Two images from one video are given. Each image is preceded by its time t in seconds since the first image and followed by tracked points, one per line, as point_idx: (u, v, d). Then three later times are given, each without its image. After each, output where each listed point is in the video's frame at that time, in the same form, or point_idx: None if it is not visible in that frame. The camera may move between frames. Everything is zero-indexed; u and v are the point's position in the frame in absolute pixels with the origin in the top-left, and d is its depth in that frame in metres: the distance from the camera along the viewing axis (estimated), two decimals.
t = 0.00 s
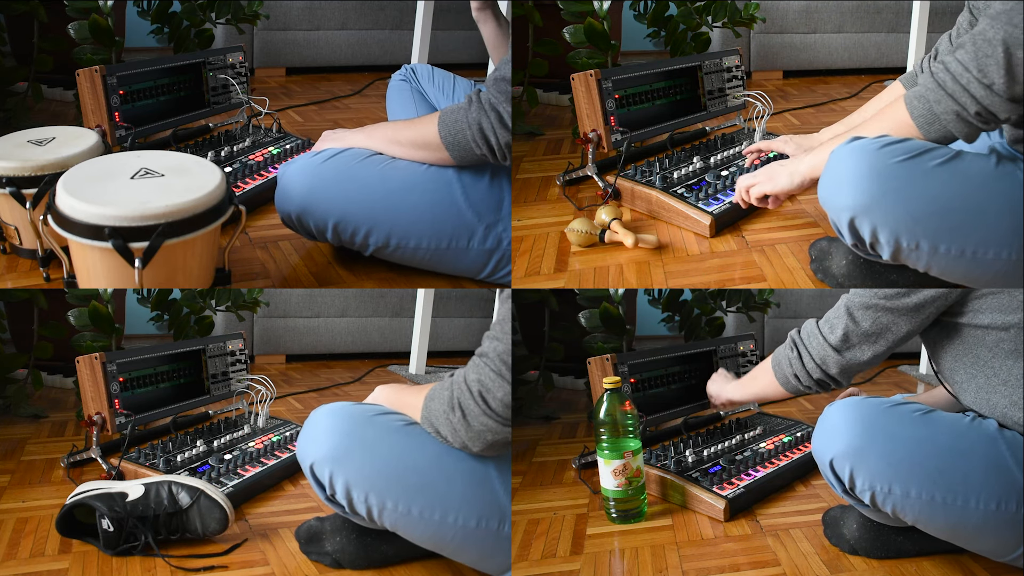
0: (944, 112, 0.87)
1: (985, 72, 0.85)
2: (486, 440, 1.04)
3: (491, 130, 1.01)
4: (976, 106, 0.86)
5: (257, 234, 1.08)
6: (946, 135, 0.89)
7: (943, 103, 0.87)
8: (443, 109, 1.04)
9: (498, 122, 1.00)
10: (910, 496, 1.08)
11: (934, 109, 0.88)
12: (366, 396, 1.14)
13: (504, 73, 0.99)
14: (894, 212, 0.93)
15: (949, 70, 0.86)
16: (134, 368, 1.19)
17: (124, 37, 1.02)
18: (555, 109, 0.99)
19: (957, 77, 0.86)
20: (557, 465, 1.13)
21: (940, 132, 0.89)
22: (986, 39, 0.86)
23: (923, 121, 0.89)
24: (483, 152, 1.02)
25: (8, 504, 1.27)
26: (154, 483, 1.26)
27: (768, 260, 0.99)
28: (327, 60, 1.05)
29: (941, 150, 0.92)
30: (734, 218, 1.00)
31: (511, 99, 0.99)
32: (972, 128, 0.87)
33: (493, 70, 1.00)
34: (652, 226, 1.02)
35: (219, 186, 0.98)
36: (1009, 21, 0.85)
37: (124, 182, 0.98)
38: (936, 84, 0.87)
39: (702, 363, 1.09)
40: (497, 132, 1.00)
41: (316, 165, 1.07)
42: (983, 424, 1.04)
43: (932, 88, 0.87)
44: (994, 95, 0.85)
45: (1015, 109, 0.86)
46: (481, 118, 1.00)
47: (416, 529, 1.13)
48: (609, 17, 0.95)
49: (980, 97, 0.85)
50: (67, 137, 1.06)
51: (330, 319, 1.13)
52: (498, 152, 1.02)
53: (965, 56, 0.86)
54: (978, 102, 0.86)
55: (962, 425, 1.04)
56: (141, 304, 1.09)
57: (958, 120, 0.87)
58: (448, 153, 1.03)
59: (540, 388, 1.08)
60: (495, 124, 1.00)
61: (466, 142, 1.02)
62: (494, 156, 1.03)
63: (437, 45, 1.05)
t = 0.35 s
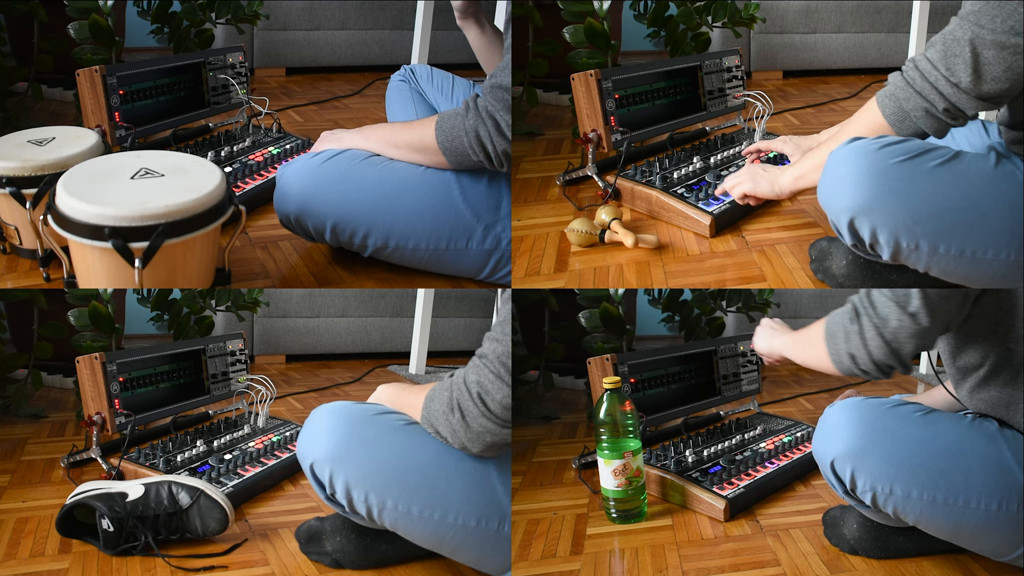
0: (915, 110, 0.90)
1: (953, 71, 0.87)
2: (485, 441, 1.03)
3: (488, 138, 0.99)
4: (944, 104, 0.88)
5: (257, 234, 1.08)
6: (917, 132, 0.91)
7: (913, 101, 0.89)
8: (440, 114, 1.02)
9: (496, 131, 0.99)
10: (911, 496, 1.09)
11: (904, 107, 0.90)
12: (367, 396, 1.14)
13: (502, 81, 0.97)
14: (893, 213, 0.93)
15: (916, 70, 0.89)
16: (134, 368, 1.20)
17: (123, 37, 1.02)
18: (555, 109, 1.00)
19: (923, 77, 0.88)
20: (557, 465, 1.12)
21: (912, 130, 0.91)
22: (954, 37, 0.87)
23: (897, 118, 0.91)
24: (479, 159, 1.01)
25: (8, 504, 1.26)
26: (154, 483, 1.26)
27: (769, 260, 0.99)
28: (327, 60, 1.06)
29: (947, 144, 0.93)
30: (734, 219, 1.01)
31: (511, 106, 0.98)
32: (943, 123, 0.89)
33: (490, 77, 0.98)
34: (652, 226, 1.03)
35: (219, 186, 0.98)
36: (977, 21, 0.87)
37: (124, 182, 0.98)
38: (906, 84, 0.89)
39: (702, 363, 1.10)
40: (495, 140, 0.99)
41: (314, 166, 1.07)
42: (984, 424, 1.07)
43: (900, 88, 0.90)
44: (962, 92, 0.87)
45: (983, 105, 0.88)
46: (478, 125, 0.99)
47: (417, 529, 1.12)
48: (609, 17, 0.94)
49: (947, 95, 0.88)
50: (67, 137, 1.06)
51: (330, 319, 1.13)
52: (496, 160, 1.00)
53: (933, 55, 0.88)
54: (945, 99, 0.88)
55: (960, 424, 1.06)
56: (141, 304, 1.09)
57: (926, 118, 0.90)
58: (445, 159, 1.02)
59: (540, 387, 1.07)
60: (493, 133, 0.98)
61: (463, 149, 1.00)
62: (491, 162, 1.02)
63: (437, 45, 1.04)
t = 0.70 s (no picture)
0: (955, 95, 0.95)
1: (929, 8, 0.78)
2: (488, 439, 1.05)
3: (490, 143, 1.02)
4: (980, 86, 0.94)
5: (257, 234, 1.09)
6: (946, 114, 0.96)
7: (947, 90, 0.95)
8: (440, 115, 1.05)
9: (498, 135, 1.02)
10: (914, 500, 1.09)
11: (868, 37, 0.81)
12: (367, 396, 1.14)
13: (503, 86, 1.00)
14: (885, 213, 0.97)
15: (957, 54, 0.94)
16: (134, 368, 1.20)
17: (123, 37, 1.02)
18: (555, 109, 0.99)
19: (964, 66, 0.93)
20: (557, 465, 1.12)
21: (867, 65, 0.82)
22: None
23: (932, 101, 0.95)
24: (480, 161, 1.04)
25: (8, 504, 1.26)
26: (154, 483, 1.26)
27: (768, 261, 1.00)
28: (327, 60, 1.06)
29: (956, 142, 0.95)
30: (735, 218, 0.99)
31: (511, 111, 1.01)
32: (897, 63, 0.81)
33: (492, 81, 1.01)
34: (652, 226, 1.02)
35: (219, 187, 0.98)
36: None
37: (124, 182, 0.98)
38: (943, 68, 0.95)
39: (703, 364, 1.08)
40: (497, 145, 1.02)
41: (316, 165, 1.08)
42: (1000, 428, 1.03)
43: (870, 16, 0.81)
44: (933, 33, 0.79)
45: (949, 54, 0.80)
46: (480, 129, 1.02)
47: (418, 529, 1.13)
48: (609, 17, 0.93)
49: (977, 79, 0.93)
50: (67, 137, 1.06)
51: (330, 319, 1.13)
52: (497, 163, 1.04)
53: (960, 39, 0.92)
54: (915, 38, 0.79)
55: (966, 433, 1.04)
56: (141, 304, 1.09)
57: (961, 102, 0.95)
58: (445, 160, 1.05)
59: (540, 387, 1.08)
60: (495, 138, 1.02)
61: (465, 151, 1.04)
62: (492, 166, 1.05)
63: (437, 45, 1.05)
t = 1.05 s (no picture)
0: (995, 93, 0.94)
1: None
2: (485, 440, 1.03)
3: (490, 144, 1.00)
4: None
5: (257, 234, 1.09)
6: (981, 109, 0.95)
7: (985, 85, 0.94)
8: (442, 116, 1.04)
9: (498, 136, 1.00)
10: (913, 501, 1.07)
11: (980, 77, 0.84)
12: (367, 396, 1.14)
13: (503, 87, 0.97)
14: (894, 210, 0.94)
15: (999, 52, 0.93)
16: (134, 368, 1.20)
17: (123, 37, 1.02)
18: (555, 108, 0.99)
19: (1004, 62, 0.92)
20: (557, 465, 1.12)
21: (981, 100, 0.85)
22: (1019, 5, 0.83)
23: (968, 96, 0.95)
24: (481, 162, 1.03)
25: (8, 504, 1.26)
26: (154, 483, 1.26)
27: (768, 261, 1.00)
28: (327, 60, 1.05)
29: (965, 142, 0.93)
30: (735, 219, 1.01)
31: (511, 112, 0.98)
32: (1012, 101, 0.84)
33: (491, 82, 0.98)
34: (652, 226, 1.03)
35: (219, 187, 0.98)
36: None
37: (124, 182, 0.98)
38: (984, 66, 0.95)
39: (702, 363, 1.10)
40: (497, 146, 1.00)
41: (316, 166, 1.08)
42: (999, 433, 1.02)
43: (981, 53, 0.83)
44: None
45: None
46: (480, 130, 1.00)
47: (416, 530, 1.12)
48: (609, 17, 0.94)
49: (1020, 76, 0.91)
50: (67, 137, 1.06)
51: (329, 319, 1.12)
52: (497, 164, 1.01)
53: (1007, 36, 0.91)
54: None
55: (966, 436, 1.02)
56: (141, 304, 1.09)
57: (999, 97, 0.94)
58: (446, 161, 1.04)
59: (540, 387, 1.07)
60: (495, 139, 0.99)
61: (465, 153, 1.02)
62: (492, 167, 1.03)
63: (437, 45, 1.05)
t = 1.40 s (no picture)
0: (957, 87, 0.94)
1: None
2: (482, 434, 1.02)
3: (488, 146, 0.99)
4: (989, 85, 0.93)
5: (257, 234, 1.09)
6: (941, 100, 0.95)
7: (950, 77, 0.94)
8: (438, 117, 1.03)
9: (496, 138, 0.99)
10: (929, 484, 1.04)
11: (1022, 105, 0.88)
12: (367, 396, 1.13)
13: (501, 89, 0.97)
14: (895, 207, 0.95)
15: (976, 46, 0.93)
16: (134, 368, 1.20)
17: (124, 37, 1.02)
18: (555, 108, 0.99)
19: (978, 58, 0.92)
20: (557, 465, 1.13)
21: None
22: None
23: (930, 84, 0.95)
24: (479, 164, 1.01)
25: (8, 504, 1.26)
26: (154, 484, 1.26)
27: (768, 261, 1.00)
28: (327, 59, 1.05)
29: (970, 138, 0.92)
30: (735, 218, 1.00)
31: (511, 116, 0.99)
32: None
33: (489, 84, 0.98)
34: (652, 226, 1.03)
35: (219, 186, 0.98)
36: None
37: (124, 182, 0.98)
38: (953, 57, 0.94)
39: (702, 363, 1.10)
40: (495, 147, 1.00)
41: (315, 166, 1.07)
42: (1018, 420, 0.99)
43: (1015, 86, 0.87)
44: None
45: None
46: (478, 132, 0.99)
47: (416, 527, 1.11)
48: (609, 17, 0.95)
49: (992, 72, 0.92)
50: (67, 137, 1.06)
51: (330, 319, 1.12)
52: (496, 166, 1.01)
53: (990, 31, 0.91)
54: None
55: (989, 421, 1.00)
56: (141, 304, 1.09)
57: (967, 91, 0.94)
58: (445, 163, 1.02)
59: (540, 387, 1.08)
60: (493, 141, 0.99)
61: (463, 154, 1.00)
62: (491, 169, 1.02)
63: (437, 45, 1.06)
